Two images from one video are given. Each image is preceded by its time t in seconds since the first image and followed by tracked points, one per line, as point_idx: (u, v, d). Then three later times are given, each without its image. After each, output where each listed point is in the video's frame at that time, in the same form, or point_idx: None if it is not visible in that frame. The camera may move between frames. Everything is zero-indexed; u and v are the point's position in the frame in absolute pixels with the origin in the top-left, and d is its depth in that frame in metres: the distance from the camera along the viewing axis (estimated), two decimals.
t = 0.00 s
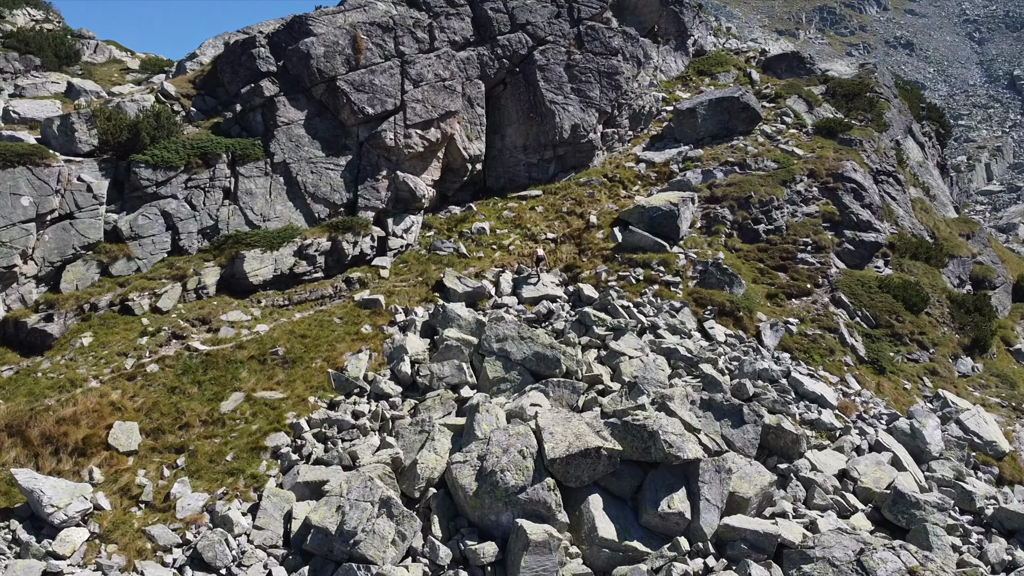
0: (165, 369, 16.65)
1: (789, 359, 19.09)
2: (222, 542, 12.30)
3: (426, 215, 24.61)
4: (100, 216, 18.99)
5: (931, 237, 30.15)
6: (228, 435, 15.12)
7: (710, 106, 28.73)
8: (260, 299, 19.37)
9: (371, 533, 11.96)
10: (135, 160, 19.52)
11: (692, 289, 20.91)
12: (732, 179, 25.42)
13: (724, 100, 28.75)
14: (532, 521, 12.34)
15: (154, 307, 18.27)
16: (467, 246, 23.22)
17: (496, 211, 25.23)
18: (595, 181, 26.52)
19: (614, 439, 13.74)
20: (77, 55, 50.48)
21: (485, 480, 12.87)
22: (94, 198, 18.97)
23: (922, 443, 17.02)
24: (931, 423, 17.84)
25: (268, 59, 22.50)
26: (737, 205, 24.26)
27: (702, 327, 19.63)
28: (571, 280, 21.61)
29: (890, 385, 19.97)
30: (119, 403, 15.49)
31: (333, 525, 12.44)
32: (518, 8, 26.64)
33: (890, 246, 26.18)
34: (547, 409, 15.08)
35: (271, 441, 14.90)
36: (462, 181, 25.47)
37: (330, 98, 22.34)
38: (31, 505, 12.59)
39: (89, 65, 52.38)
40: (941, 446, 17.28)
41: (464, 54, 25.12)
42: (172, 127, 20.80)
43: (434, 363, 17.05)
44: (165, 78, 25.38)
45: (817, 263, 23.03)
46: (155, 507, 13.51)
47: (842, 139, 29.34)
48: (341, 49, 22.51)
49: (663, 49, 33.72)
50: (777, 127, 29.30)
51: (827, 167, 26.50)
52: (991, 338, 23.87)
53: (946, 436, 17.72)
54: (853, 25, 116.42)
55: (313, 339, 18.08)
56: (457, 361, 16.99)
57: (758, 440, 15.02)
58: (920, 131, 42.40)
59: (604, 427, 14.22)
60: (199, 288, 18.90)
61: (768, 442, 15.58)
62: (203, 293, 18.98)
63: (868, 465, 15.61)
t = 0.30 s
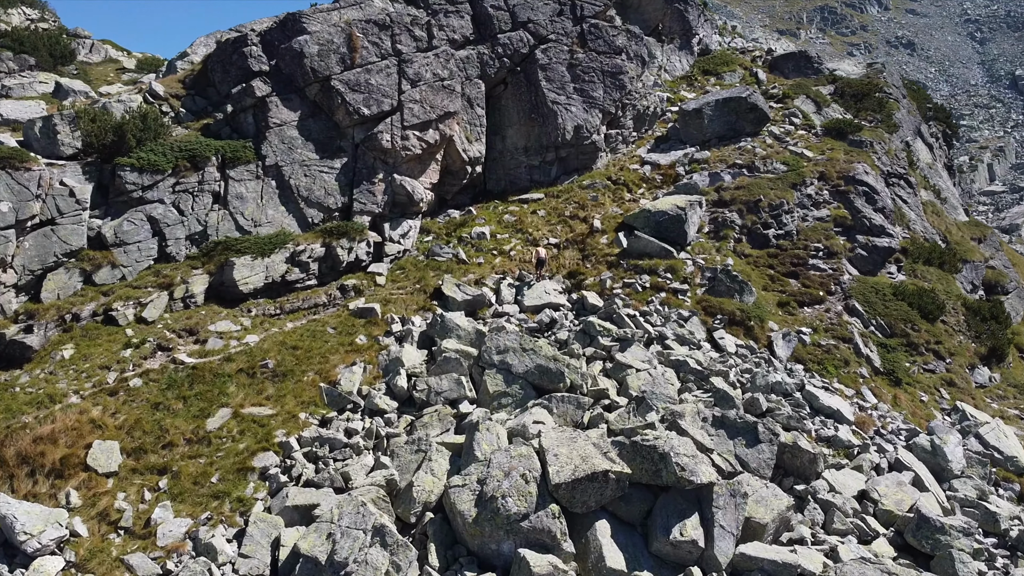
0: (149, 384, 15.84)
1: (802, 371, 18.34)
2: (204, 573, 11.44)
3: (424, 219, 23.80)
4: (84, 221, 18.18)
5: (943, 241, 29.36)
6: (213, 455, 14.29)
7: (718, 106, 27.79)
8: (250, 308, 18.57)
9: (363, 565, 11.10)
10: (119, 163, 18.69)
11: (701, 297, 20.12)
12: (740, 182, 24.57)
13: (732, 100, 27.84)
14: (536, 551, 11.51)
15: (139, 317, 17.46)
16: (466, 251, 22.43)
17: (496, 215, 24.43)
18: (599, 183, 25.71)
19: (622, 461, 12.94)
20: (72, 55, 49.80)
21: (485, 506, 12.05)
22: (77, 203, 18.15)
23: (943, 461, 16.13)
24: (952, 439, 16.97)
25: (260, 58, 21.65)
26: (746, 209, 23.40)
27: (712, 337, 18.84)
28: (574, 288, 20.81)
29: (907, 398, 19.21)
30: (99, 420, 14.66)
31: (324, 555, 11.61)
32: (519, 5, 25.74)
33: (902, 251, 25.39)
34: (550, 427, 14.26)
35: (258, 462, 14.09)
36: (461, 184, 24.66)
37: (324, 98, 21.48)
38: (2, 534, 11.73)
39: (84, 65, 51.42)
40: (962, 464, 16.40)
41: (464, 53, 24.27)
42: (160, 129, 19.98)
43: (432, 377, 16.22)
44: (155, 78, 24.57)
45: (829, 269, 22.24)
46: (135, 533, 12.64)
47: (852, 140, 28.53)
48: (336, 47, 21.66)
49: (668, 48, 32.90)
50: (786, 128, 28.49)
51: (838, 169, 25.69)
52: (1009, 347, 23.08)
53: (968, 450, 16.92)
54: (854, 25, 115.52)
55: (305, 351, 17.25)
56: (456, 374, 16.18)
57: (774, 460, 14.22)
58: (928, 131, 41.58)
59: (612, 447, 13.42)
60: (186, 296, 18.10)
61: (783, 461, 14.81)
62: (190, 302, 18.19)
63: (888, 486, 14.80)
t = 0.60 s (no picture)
0: (131, 402, 15.00)
1: (817, 387, 17.53)
2: None
3: (422, 225, 22.98)
4: (65, 229, 17.33)
5: (956, 246, 28.53)
6: (197, 480, 13.42)
7: (725, 107, 26.88)
8: (239, 320, 17.76)
9: None
10: (103, 168, 17.86)
11: (710, 307, 19.30)
12: (749, 187, 23.71)
13: (740, 102, 26.94)
14: None
15: (122, 331, 16.63)
16: (466, 259, 21.62)
17: (496, 221, 23.63)
18: (603, 188, 24.88)
19: (631, 488, 12.14)
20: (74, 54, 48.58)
21: (485, 538, 11.20)
22: (58, 210, 17.32)
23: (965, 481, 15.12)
24: (975, 460, 15.99)
25: (252, 59, 20.81)
26: (756, 214, 22.57)
27: (722, 350, 18.03)
28: (578, 297, 20.00)
29: (925, 413, 18.39)
30: (77, 441, 13.79)
31: None
32: (520, 4, 24.87)
33: (916, 257, 24.57)
34: (554, 450, 13.42)
35: (244, 487, 13.24)
36: (460, 188, 23.83)
37: (318, 100, 20.63)
38: None
39: (79, 65, 50.50)
40: (986, 485, 15.38)
41: (463, 52, 23.42)
42: (146, 132, 19.16)
43: (429, 394, 15.39)
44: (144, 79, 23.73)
45: (842, 278, 21.45)
46: (112, 566, 11.67)
47: (863, 143, 27.71)
48: (330, 47, 20.80)
49: (673, 48, 32.09)
50: (795, 131, 27.67)
51: (850, 173, 24.87)
52: None
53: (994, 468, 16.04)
54: (856, 26, 114.44)
55: (296, 366, 16.41)
56: (455, 391, 15.35)
57: (792, 485, 13.40)
58: (937, 133, 40.71)
59: (620, 473, 12.64)
60: (173, 308, 17.28)
61: (800, 485, 14.02)
62: (177, 314, 17.37)
63: (911, 512, 13.85)
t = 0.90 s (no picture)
0: (111, 424, 14.17)
1: (834, 405, 16.79)
2: None
3: (419, 232, 22.15)
4: (44, 239, 16.51)
5: (970, 253, 27.71)
6: (178, 508, 12.53)
7: (733, 109, 26.02)
8: (227, 335, 16.94)
9: None
10: (84, 175, 17.03)
11: (721, 319, 18.46)
12: (759, 192, 22.86)
13: (748, 103, 26.05)
14: None
15: (103, 346, 15.79)
16: (465, 268, 20.78)
17: (497, 227, 22.82)
18: (607, 193, 24.04)
19: (642, 522, 11.32)
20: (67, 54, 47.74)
21: None
22: (37, 219, 16.49)
23: (994, 507, 14.22)
24: (1002, 483, 15.00)
25: (242, 59, 19.98)
26: (767, 221, 21.75)
27: (734, 365, 17.23)
28: (583, 308, 19.17)
29: (946, 431, 17.56)
30: (51, 467, 12.90)
31: None
32: (522, 2, 23.99)
33: (931, 265, 23.74)
34: (559, 477, 12.59)
35: (228, 517, 12.34)
36: (460, 194, 22.97)
37: (311, 102, 19.77)
38: None
39: (74, 65, 49.51)
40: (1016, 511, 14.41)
41: (463, 53, 22.57)
42: (131, 137, 18.34)
43: (426, 414, 14.55)
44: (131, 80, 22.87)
45: (857, 287, 20.64)
46: None
47: (874, 146, 26.89)
48: (324, 47, 19.94)
49: (678, 48, 31.26)
50: (805, 133, 26.84)
51: (862, 178, 24.05)
52: None
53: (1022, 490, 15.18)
54: (857, 26, 113.36)
55: (286, 383, 15.56)
56: (454, 412, 14.51)
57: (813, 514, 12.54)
58: (947, 136, 39.83)
59: (630, 504, 11.84)
60: (157, 322, 16.44)
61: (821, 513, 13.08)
62: (161, 327, 16.54)
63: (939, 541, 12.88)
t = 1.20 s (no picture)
0: (86, 454, 13.24)
1: (854, 429, 15.93)
2: None
3: (416, 242, 21.19)
4: (18, 253, 15.58)
5: (987, 262, 26.76)
6: (154, 549, 11.52)
7: (743, 113, 25.06)
8: (211, 355, 16.00)
9: None
10: (61, 185, 16.09)
11: (734, 336, 17.51)
12: (772, 200, 21.93)
13: (759, 107, 25.09)
14: None
15: (80, 368, 14.87)
16: (465, 280, 19.85)
17: (498, 237, 21.86)
18: (612, 200, 23.10)
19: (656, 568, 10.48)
20: (61, 55, 46.67)
21: None
22: (11, 232, 15.57)
23: None
24: None
25: (231, 62, 19.05)
26: (780, 231, 20.81)
27: (749, 386, 16.29)
28: (588, 324, 18.22)
29: (972, 455, 16.61)
30: (19, 503, 11.95)
31: None
32: (523, 2, 23.03)
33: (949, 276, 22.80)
34: (566, 515, 11.65)
35: (207, 558, 11.33)
36: (459, 202, 22.01)
37: (303, 107, 18.83)
38: None
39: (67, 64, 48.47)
40: None
41: (462, 55, 21.62)
42: (113, 144, 17.42)
43: (422, 442, 13.59)
44: (117, 84, 21.92)
45: (875, 300, 19.71)
46: None
47: (889, 152, 25.96)
48: (316, 49, 19.00)
49: (684, 50, 30.34)
50: (816, 138, 25.91)
51: (878, 185, 23.13)
52: None
53: None
54: (859, 27, 112.00)
55: (273, 408, 14.61)
56: (452, 439, 13.57)
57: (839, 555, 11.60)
58: (958, 139, 38.83)
59: (643, 545, 11.01)
60: (138, 341, 15.51)
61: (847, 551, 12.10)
62: (142, 347, 15.61)
63: None
